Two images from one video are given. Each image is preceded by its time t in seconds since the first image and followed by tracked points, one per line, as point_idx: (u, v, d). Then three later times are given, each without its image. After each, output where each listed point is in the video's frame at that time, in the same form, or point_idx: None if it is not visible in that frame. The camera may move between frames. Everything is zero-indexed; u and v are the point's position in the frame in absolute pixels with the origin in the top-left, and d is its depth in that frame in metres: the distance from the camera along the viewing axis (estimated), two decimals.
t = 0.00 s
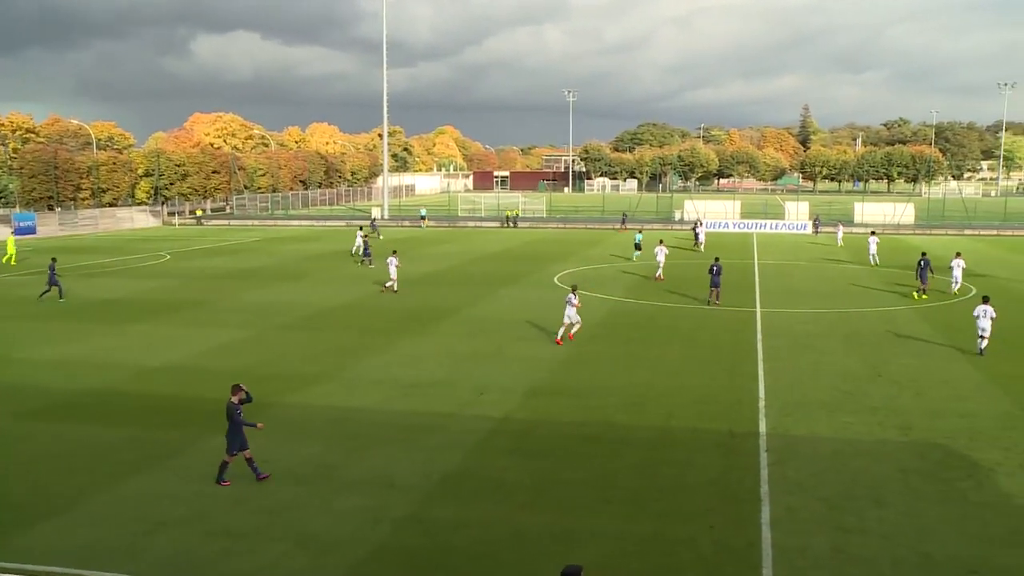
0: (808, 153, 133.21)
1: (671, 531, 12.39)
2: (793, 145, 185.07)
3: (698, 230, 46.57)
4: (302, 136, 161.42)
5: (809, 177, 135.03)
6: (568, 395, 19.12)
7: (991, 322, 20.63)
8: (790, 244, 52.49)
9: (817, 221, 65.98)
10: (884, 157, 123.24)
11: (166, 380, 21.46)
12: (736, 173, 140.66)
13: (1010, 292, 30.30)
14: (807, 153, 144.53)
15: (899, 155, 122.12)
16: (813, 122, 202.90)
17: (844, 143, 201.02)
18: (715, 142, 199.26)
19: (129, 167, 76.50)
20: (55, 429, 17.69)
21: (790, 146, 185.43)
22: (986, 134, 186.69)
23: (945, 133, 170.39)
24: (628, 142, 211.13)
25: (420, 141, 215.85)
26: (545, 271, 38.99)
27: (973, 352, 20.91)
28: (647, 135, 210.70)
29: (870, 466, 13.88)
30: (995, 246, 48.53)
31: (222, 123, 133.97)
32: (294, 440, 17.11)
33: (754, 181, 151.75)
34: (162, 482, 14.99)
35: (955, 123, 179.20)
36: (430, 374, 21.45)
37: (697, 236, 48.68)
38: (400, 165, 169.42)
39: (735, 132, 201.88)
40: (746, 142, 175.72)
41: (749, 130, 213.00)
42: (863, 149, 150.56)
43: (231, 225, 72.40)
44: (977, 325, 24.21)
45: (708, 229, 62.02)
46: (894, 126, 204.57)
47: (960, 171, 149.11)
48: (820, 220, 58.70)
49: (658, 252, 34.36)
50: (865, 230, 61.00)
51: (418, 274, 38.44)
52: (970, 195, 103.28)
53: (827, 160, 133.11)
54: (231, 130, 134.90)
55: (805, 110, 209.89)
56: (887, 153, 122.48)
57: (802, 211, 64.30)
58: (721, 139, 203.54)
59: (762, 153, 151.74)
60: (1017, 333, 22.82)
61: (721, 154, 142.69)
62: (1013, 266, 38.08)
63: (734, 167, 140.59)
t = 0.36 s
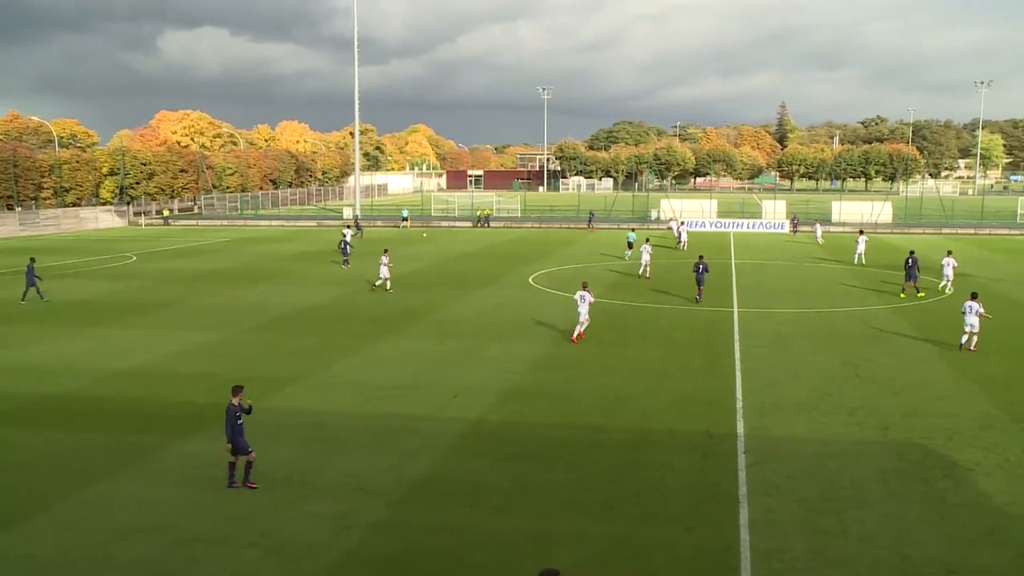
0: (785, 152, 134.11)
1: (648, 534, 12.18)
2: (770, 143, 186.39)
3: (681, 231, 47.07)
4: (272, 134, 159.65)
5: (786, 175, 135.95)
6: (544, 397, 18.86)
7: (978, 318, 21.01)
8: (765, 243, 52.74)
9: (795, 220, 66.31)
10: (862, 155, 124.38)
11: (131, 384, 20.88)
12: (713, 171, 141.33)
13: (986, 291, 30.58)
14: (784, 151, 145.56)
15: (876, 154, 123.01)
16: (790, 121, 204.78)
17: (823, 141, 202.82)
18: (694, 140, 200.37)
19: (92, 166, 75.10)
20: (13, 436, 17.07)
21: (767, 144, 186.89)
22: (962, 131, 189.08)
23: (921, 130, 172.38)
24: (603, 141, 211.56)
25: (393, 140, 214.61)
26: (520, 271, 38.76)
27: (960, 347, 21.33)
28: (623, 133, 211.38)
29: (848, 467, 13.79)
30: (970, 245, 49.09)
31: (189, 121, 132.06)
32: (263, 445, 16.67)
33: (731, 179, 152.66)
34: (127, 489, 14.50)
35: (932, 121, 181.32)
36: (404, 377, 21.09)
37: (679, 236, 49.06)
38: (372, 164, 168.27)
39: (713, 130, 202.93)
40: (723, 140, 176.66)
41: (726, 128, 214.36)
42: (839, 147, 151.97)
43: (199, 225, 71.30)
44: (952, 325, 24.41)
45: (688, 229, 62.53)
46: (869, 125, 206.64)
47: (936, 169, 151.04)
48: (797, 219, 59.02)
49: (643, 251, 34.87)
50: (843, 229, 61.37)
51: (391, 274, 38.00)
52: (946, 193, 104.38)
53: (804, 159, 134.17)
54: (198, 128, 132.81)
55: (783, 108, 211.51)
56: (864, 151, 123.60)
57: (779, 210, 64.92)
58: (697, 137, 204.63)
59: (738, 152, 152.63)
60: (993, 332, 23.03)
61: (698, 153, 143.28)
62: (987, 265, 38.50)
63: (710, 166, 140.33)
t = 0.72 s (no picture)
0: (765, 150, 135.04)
1: (627, 538, 12.00)
2: (749, 142, 187.62)
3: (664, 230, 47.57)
4: (243, 132, 157.77)
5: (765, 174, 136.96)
6: (521, 399, 18.65)
7: (964, 316, 21.44)
8: (741, 243, 53.00)
9: (774, 219, 66.78)
10: (841, 154, 125.53)
11: (99, 388, 20.33)
12: (691, 170, 142.02)
13: (963, 291, 30.83)
14: (763, 150, 146.51)
15: (855, 153, 124.38)
16: (769, 119, 206.48)
17: (803, 139, 204.60)
18: (672, 139, 201.35)
19: (57, 165, 73.60)
20: None
21: (746, 143, 188.45)
22: (939, 131, 191.58)
23: (901, 129, 174.17)
24: (581, 141, 211.89)
25: (368, 138, 213.47)
26: (496, 272, 38.57)
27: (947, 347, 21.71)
28: (600, 132, 211.78)
29: (827, 469, 13.72)
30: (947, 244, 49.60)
31: (157, 119, 129.90)
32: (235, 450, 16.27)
33: (709, 178, 153.43)
34: (93, 496, 14.06)
35: (911, 121, 183.52)
36: (379, 379, 20.76)
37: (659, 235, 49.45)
38: (346, 163, 167.19)
39: (691, 128, 204.07)
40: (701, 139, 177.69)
41: (704, 127, 215.72)
42: (816, 146, 153.28)
43: (169, 226, 70.16)
44: (927, 325, 24.57)
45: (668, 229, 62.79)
46: (849, 124, 209.38)
47: (914, 168, 152.90)
48: (776, 219, 59.35)
49: (631, 249, 35.36)
50: (823, 229, 61.80)
51: (365, 275, 37.62)
52: (924, 191, 105.54)
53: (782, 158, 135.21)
54: (167, 126, 130.66)
55: (762, 106, 213.14)
56: (844, 151, 124.73)
57: (758, 209, 65.45)
58: (675, 136, 205.66)
59: (718, 150, 153.28)
60: (971, 331, 23.21)
61: (676, 152, 143.86)
62: (964, 264, 38.87)
63: (689, 164, 141.43)
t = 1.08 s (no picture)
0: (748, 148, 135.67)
1: (610, 541, 11.81)
2: (731, 139, 188.42)
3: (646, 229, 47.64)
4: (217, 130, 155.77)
5: (747, 172, 137.72)
6: (501, 400, 18.42)
7: (959, 313, 21.71)
8: (721, 242, 53.09)
9: (756, 217, 67.17)
10: (823, 153, 126.56)
11: (67, 392, 19.77)
12: (672, 168, 142.43)
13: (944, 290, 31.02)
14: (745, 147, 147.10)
15: (837, 151, 125.50)
16: (750, 117, 207.50)
17: (785, 137, 206.02)
18: (653, 137, 202.01)
19: (23, 163, 71.35)
20: None
21: (727, 141, 189.50)
22: (920, 129, 193.49)
23: (884, 128, 175.60)
24: (561, 139, 211.80)
25: (345, 137, 212.23)
26: (475, 272, 38.28)
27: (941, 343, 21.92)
28: (580, 130, 211.78)
29: (810, 470, 13.63)
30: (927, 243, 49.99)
31: (128, 116, 127.56)
32: (208, 454, 15.87)
33: (690, 176, 153.88)
34: (61, 503, 13.62)
35: (895, 120, 185.09)
36: (356, 382, 20.41)
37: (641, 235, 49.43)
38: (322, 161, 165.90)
39: (672, 126, 204.71)
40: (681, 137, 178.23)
41: (685, 125, 216.49)
42: (797, 144, 154.23)
43: (140, 226, 68.95)
44: (907, 324, 24.65)
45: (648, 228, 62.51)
46: (832, 122, 211.43)
47: (897, 166, 154.08)
48: (758, 218, 59.63)
49: (621, 246, 35.76)
50: (806, 227, 62.13)
51: (342, 276, 37.17)
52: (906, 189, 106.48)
53: (764, 156, 135.94)
54: (138, 123, 128.03)
55: (745, 103, 214.26)
56: (826, 150, 125.88)
57: (740, 208, 65.66)
58: (656, 134, 206.31)
59: (699, 149, 153.70)
60: (952, 331, 23.31)
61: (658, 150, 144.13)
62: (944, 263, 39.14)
63: (671, 163, 141.89)
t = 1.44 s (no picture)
0: (729, 146, 136.36)
1: (590, 544, 11.62)
2: (712, 137, 189.28)
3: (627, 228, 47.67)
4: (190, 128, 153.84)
5: (729, 170, 138.41)
6: (480, 403, 18.19)
7: (951, 311, 21.98)
8: (700, 241, 53.16)
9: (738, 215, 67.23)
10: (805, 150, 127.56)
11: (34, 397, 19.25)
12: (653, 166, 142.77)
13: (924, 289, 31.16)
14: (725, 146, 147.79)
15: (819, 149, 126.44)
16: (731, 115, 208.59)
17: (766, 135, 207.36)
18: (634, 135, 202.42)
19: None
20: None
21: (708, 139, 190.37)
22: (901, 127, 195.41)
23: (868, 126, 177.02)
24: (540, 137, 211.64)
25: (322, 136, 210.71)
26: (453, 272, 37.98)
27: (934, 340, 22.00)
28: (560, 128, 211.87)
29: (792, 471, 13.54)
30: (907, 242, 50.31)
31: (97, 113, 125.42)
32: (181, 459, 15.48)
33: (670, 174, 154.33)
34: (27, 511, 13.19)
35: (877, 117, 186.66)
36: (332, 384, 20.08)
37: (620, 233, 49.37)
38: (298, 160, 164.47)
39: (652, 124, 205.31)
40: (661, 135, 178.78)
41: (666, 124, 217.25)
42: (777, 142, 155.28)
43: (110, 226, 67.75)
44: (887, 323, 24.72)
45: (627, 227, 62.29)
46: (814, 120, 213.20)
47: (880, 164, 155.45)
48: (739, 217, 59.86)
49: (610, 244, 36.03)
50: (788, 226, 62.41)
51: (318, 277, 36.71)
52: (887, 186, 107.32)
53: (746, 154, 136.21)
54: (108, 121, 126.04)
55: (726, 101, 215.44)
56: (808, 147, 126.99)
57: (722, 207, 65.85)
58: (637, 132, 206.90)
59: (680, 147, 154.19)
60: (932, 331, 23.37)
61: (638, 149, 144.38)
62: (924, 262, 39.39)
63: (652, 161, 142.23)
